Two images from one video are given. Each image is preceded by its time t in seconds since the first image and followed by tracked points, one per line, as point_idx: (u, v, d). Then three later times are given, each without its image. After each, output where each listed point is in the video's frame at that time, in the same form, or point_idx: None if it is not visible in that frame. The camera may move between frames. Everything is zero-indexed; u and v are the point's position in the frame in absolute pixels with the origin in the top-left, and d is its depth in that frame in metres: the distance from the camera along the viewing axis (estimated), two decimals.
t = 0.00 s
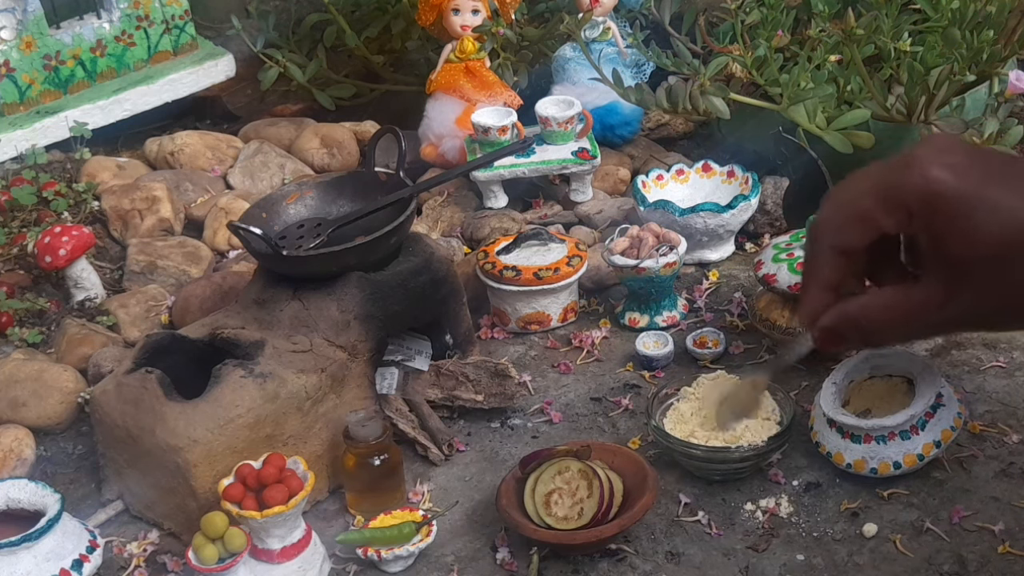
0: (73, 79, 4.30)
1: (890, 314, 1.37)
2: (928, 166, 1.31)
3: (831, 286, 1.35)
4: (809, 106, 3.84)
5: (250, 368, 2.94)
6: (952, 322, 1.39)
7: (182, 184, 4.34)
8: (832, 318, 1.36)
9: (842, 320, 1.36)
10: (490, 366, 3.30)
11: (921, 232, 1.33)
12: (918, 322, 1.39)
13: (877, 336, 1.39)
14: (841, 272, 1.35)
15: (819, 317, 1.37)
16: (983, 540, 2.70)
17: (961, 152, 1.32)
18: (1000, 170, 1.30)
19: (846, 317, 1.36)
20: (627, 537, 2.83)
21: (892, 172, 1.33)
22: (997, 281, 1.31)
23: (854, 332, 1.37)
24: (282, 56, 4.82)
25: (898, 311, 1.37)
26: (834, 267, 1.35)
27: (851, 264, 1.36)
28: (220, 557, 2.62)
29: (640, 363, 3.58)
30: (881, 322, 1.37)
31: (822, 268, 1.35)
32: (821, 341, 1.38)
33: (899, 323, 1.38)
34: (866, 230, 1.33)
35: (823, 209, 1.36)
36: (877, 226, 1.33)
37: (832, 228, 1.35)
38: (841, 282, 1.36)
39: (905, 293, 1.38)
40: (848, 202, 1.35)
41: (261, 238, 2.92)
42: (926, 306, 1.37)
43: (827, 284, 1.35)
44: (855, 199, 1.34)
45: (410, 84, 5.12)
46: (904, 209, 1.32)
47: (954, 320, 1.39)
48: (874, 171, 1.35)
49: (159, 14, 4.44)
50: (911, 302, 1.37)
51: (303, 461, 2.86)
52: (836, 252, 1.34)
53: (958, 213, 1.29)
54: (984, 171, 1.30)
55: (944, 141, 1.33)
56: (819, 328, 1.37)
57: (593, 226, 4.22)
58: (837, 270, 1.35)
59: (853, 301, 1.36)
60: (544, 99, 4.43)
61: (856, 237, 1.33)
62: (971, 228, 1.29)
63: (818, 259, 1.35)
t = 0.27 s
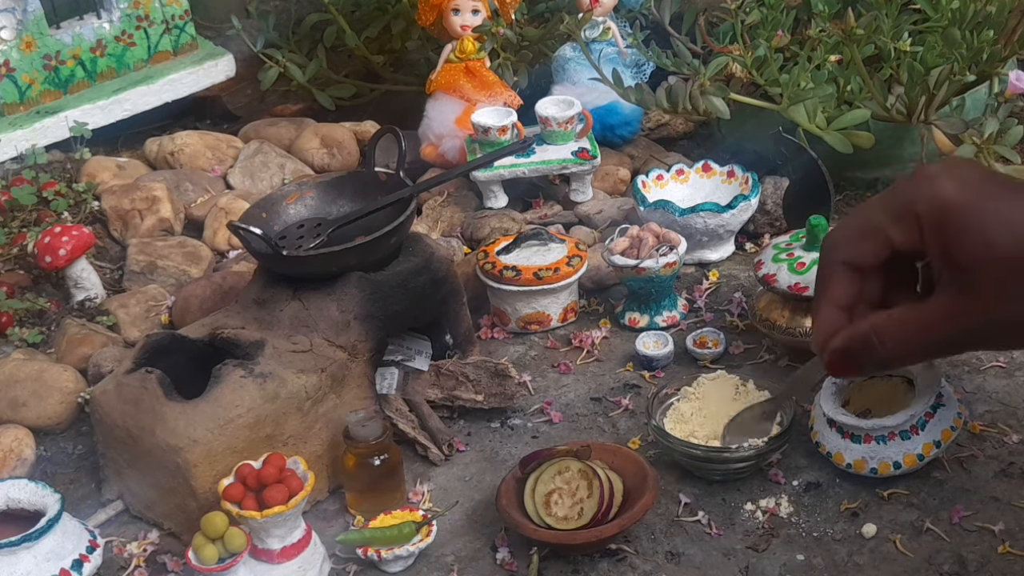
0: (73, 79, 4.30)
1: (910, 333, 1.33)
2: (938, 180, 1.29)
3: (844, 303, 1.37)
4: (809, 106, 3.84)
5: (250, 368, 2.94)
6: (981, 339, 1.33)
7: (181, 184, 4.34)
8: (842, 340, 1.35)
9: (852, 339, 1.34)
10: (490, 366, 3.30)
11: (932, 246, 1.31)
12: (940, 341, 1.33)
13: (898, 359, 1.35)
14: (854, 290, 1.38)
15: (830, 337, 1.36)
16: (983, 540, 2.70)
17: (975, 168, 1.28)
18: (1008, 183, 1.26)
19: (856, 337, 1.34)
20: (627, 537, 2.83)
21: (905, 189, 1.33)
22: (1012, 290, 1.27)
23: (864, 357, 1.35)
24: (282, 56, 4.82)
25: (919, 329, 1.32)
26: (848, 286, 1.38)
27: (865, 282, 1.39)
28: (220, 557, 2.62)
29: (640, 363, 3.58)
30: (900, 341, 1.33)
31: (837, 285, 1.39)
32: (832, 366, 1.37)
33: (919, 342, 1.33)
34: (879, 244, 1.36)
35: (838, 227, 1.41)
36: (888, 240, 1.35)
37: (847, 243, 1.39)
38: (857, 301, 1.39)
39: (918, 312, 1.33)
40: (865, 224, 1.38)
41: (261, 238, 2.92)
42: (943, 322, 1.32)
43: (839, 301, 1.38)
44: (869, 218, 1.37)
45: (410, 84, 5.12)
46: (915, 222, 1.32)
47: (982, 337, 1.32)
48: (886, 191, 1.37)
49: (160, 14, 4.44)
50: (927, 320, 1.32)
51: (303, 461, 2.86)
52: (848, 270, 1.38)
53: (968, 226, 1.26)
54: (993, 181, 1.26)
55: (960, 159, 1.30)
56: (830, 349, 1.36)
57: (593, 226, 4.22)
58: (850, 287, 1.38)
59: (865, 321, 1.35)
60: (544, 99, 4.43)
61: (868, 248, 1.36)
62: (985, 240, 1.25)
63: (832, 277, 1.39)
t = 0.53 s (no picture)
0: (73, 79, 4.30)
1: (909, 325, 1.31)
2: (935, 174, 1.31)
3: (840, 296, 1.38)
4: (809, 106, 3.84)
5: (250, 368, 2.94)
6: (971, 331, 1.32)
7: (182, 184, 4.34)
8: (839, 331, 1.34)
9: (849, 330, 1.34)
10: (490, 366, 3.30)
11: (929, 238, 1.32)
12: (939, 331, 1.32)
13: (895, 347, 1.33)
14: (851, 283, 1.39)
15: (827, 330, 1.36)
16: (983, 540, 2.70)
17: (970, 161, 1.30)
18: (1005, 177, 1.27)
19: (854, 329, 1.33)
20: (627, 537, 2.83)
21: (900, 186, 1.36)
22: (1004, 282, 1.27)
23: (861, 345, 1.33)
24: (282, 56, 4.82)
25: (916, 322, 1.31)
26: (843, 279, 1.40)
27: (861, 275, 1.40)
28: (220, 557, 2.62)
29: (640, 363, 3.58)
30: (897, 330, 1.32)
31: (834, 279, 1.40)
32: (831, 359, 1.35)
33: (918, 332, 1.31)
34: (875, 240, 1.38)
35: (837, 223, 1.43)
36: (883, 234, 1.37)
37: (848, 230, 1.40)
38: (853, 293, 1.40)
39: (918, 301, 1.32)
40: (860, 218, 1.40)
41: (261, 238, 2.92)
42: (939, 315, 1.31)
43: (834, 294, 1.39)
44: (864, 211, 1.39)
45: (410, 84, 5.12)
46: (909, 217, 1.34)
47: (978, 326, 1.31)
48: (879, 189, 1.40)
49: (160, 14, 4.44)
50: (925, 311, 1.31)
51: (303, 461, 2.86)
52: (844, 263, 1.40)
53: (963, 218, 1.26)
54: (992, 176, 1.28)
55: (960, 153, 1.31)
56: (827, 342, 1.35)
57: (593, 226, 4.22)
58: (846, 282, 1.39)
59: (861, 312, 1.34)
60: (544, 99, 4.43)
61: (864, 240, 1.38)
62: (979, 232, 1.25)
63: (832, 272, 1.40)
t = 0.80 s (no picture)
0: (73, 79, 4.30)
1: (851, 303, 1.67)
2: (884, 166, 1.60)
3: (788, 275, 1.73)
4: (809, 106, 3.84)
5: (250, 368, 2.94)
6: (911, 313, 1.67)
7: (182, 184, 4.34)
8: (790, 309, 1.70)
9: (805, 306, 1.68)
10: (490, 366, 3.30)
11: (877, 223, 1.63)
12: (879, 309, 1.67)
13: (841, 325, 1.70)
14: (800, 261, 1.72)
15: (778, 305, 1.72)
16: (983, 540, 2.70)
17: (914, 151, 1.61)
18: (953, 171, 1.58)
19: (805, 306, 1.69)
20: (627, 537, 2.83)
21: (852, 175, 1.65)
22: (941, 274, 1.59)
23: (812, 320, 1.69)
24: (282, 56, 4.82)
25: (863, 300, 1.67)
26: (794, 258, 1.72)
27: (810, 253, 1.72)
28: (220, 557, 2.62)
29: (640, 363, 3.58)
30: (844, 314, 1.68)
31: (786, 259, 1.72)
32: (780, 327, 1.72)
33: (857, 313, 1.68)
34: (825, 224, 1.68)
35: (788, 204, 1.73)
36: (835, 220, 1.67)
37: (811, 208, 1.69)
38: (802, 270, 1.73)
39: (867, 283, 1.67)
40: (819, 203, 1.68)
41: (261, 238, 2.92)
42: (882, 295, 1.66)
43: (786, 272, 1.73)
44: (826, 194, 1.67)
45: (410, 84, 5.12)
46: (859, 205, 1.64)
47: (922, 307, 1.65)
48: (835, 169, 1.68)
49: (160, 14, 4.44)
50: (869, 292, 1.66)
51: (303, 461, 2.86)
52: (796, 243, 1.71)
53: (912, 212, 1.58)
54: (938, 172, 1.59)
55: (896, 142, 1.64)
56: (778, 315, 1.71)
57: (593, 226, 4.22)
58: (795, 261, 1.72)
59: (811, 293, 1.69)
60: (544, 99, 4.43)
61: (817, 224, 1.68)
62: (924, 226, 1.57)
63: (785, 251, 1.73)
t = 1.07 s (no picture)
0: (73, 79, 4.30)
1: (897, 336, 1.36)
2: (914, 184, 1.28)
3: (823, 310, 1.39)
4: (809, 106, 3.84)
5: (250, 368, 2.94)
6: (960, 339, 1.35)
7: (181, 184, 4.34)
8: (825, 346, 1.37)
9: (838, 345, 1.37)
10: (490, 366, 3.30)
11: (912, 251, 1.30)
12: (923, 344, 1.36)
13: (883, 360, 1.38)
14: (831, 295, 1.39)
15: (811, 344, 1.39)
16: (983, 540, 2.70)
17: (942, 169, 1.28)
18: (988, 181, 1.26)
19: (838, 341, 1.37)
20: (627, 537, 2.83)
21: (875, 195, 1.33)
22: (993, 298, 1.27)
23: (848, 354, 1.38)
24: (282, 56, 4.82)
25: (903, 330, 1.35)
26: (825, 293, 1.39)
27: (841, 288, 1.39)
28: (220, 557, 2.62)
29: (640, 363, 3.58)
30: (885, 347, 1.37)
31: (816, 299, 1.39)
32: (816, 369, 1.40)
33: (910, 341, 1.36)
34: (856, 256, 1.35)
35: (812, 237, 1.40)
36: (866, 249, 1.34)
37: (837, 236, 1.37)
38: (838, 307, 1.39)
39: (899, 314, 1.36)
40: (845, 234, 1.36)
41: (261, 238, 2.92)
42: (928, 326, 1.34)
43: (819, 308, 1.39)
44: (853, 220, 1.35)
45: (411, 84, 5.12)
46: (893, 233, 1.31)
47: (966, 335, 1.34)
48: (862, 192, 1.36)
49: (159, 14, 4.44)
50: (912, 324, 1.35)
51: (303, 461, 2.86)
52: (827, 280, 1.38)
53: (947, 235, 1.26)
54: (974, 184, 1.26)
55: (924, 158, 1.29)
56: (814, 354, 1.39)
57: (593, 226, 4.22)
58: (827, 294, 1.39)
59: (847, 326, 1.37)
60: (544, 99, 4.43)
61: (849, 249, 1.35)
62: (962, 250, 1.25)
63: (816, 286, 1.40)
